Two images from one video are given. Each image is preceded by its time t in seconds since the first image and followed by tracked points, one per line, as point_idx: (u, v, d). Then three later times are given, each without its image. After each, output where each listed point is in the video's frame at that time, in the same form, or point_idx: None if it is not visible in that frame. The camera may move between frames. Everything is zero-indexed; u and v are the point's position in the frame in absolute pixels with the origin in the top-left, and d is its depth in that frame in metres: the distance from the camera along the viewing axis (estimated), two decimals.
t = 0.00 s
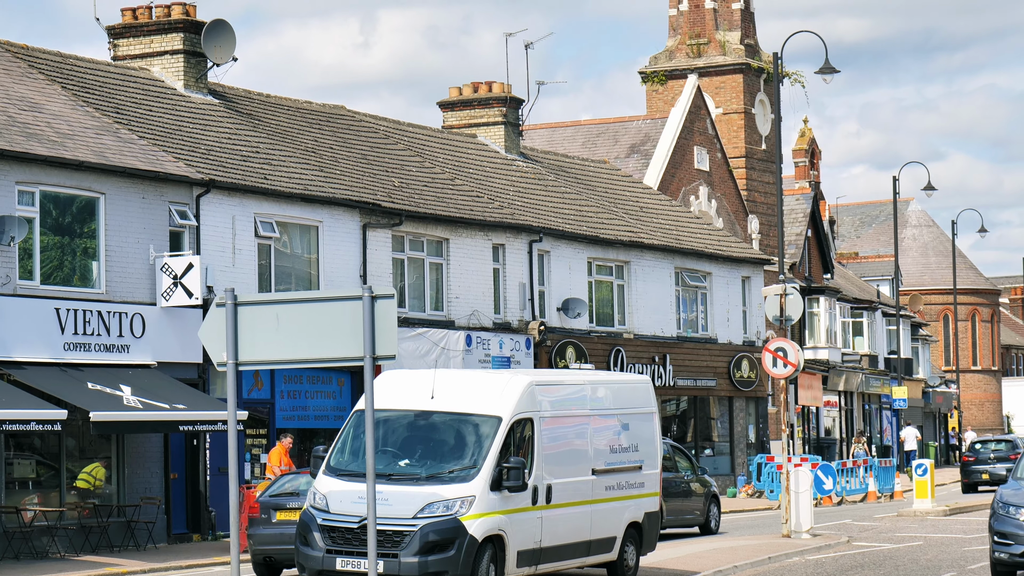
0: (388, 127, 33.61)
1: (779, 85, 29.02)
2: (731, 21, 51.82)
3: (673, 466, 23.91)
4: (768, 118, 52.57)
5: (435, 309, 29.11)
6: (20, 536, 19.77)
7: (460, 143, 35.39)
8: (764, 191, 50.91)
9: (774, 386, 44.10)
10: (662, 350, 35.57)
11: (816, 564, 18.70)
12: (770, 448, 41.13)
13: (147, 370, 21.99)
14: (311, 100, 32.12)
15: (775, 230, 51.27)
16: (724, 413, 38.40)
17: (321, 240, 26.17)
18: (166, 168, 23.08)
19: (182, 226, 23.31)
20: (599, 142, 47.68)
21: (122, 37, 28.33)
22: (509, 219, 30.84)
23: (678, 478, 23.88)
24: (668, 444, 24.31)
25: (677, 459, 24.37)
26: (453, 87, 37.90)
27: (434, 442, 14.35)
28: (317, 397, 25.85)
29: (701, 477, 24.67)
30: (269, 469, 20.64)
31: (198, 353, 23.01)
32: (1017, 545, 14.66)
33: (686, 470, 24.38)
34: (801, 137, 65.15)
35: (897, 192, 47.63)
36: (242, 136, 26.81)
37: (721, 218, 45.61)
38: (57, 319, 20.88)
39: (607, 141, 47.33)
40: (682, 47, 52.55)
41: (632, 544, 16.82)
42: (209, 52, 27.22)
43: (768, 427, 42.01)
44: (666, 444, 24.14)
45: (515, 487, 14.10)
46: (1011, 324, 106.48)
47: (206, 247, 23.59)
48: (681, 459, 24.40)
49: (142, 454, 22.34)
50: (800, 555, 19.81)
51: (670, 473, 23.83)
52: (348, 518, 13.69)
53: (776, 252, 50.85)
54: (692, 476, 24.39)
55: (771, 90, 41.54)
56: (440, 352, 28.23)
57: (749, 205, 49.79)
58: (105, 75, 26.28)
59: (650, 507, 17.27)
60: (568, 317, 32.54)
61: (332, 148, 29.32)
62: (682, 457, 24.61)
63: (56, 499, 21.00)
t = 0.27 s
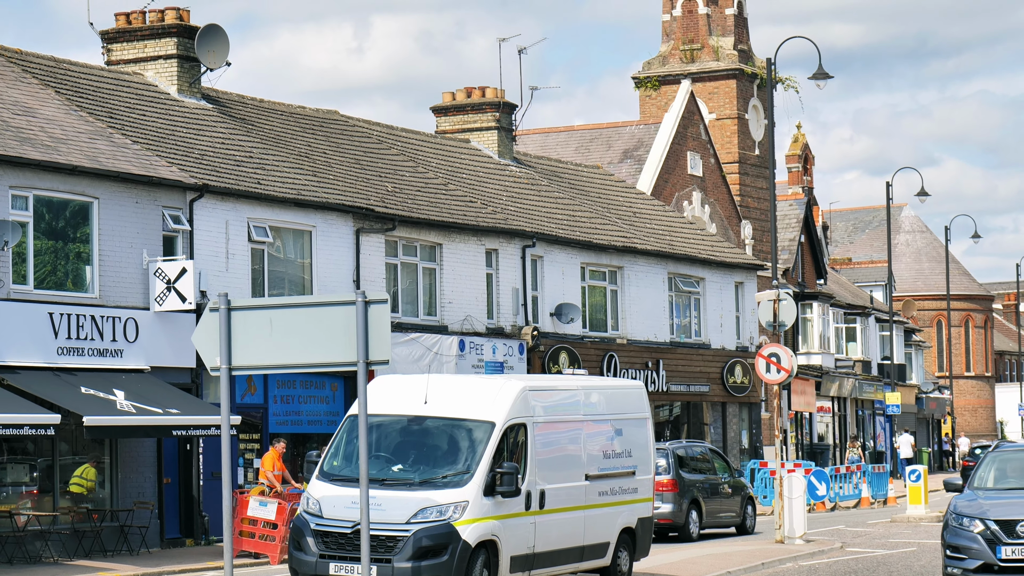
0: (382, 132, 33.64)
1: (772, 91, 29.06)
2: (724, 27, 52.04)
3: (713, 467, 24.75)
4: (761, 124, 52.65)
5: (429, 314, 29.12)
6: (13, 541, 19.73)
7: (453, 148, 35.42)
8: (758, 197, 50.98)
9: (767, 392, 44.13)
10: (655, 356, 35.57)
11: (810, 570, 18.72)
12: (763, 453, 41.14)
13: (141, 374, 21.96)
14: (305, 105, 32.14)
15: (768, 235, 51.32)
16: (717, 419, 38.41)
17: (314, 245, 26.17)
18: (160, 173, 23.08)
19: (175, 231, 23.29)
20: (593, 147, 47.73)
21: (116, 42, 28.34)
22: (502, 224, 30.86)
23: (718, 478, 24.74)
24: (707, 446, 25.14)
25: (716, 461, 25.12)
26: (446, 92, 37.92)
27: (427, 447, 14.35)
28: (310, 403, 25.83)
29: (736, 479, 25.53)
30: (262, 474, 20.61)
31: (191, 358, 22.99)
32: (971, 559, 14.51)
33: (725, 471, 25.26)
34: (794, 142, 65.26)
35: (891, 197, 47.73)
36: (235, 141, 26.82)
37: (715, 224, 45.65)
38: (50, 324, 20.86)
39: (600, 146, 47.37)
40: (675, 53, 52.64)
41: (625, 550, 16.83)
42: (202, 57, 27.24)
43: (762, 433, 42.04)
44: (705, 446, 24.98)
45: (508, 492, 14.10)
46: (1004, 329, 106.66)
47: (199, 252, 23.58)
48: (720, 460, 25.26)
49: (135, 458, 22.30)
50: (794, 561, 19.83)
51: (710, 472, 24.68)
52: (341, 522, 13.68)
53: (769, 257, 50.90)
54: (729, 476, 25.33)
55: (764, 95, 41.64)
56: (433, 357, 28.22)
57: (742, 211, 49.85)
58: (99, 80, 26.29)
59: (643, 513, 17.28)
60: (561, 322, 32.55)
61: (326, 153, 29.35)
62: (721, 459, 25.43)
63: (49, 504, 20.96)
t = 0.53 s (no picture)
0: (379, 138, 33.66)
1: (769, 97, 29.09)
2: (721, 33, 52.00)
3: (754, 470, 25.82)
4: (759, 130, 52.69)
5: (426, 320, 29.12)
6: (11, 548, 19.74)
7: (450, 154, 35.44)
8: (755, 203, 51.03)
9: (764, 398, 44.14)
10: (652, 362, 35.57)
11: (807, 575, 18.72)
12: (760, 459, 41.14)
13: (139, 381, 21.96)
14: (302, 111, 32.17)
15: (766, 241, 51.33)
16: (715, 424, 38.42)
17: (312, 251, 26.18)
18: (157, 180, 23.08)
19: (173, 237, 23.30)
20: (590, 153, 47.77)
21: (114, 49, 28.37)
22: (500, 230, 30.87)
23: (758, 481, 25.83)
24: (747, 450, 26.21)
25: (755, 464, 26.18)
26: (444, 98, 37.96)
27: (425, 453, 14.36)
28: (307, 409, 25.83)
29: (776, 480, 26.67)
30: (260, 481, 20.61)
31: (189, 364, 22.98)
32: None
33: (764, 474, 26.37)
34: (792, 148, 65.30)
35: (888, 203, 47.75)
36: (233, 147, 26.83)
37: (712, 229, 45.66)
38: (48, 331, 20.87)
39: (598, 152, 47.42)
40: (672, 58, 52.69)
41: (623, 556, 16.84)
42: (200, 63, 27.27)
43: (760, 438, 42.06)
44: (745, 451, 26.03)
45: (506, 499, 14.10)
46: (1001, 335, 106.66)
47: (196, 258, 23.58)
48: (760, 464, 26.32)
49: (132, 465, 22.29)
50: (792, 567, 19.83)
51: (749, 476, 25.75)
52: (339, 529, 13.69)
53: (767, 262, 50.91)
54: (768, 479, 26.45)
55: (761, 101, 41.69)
56: (430, 363, 28.21)
57: (740, 216, 49.88)
58: (97, 87, 26.30)
59: (641, 518, 17.28)
60: (559, 328, 32.56)
61: (323, 159, 29.36)
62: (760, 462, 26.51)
63: (47, 510, 20.96)
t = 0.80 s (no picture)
0: (379, 145, 33.67)
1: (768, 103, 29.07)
2: (721, 40, 52.02)
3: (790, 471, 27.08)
4: (759, 136, 52.72)
5: (425, 327, 29.12)
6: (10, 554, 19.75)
7: (450, 161, 35.45)
8: (754, 210, 51.06)
9: (763, 405, 44.14)
10: (652, 369, 35.56)
11: None
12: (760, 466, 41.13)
13: (138, 387, 21.95)
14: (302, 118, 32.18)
15: (766, 248, 51.31)
16: (714, 431, 38.43)
17: (311, 258, 26.17)
18: (157, 186, 23.08)
19: (172, 243, 23.31)
20: (590, 160, 47.80)
21: (114, 55, 28.39)
22: (499, 237, 30.87)
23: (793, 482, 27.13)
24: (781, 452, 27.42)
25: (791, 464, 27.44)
26: (444, 105, 37.98)
27: (424, 460, 14.35)
28: (307, 415, 25.82)
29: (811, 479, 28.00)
30: (260, 487, 20.60)
31: (189, 371, 22.97)
32: None
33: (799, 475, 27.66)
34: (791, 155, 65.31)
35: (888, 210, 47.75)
36: (232, 154, 26.84)
37: (712, 236, 45.67)
38: (48, 337, 20.87)
39: (597, 159, 47.44)
40: (672, 65, 52.72)
41: (622, 563, 16.83)
42: (200, 69, 27.28)
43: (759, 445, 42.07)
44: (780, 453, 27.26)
45: (505, 505, 14.08)
46: (1001, 342, 106.69)
47: (196, 264, 23.57)
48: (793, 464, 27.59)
49: (132, 471, 22.27)
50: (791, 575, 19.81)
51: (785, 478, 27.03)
52: (338, 535, 13.69)
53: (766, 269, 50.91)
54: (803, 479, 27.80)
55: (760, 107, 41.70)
56: (430, 370, 28.23)
57: (739, 223, 49.89)
58: (97, 93, 26.31)
59: (640, 525, 17.26)
60: (558, 335, 32.56)
61: (323, 166, 29.37)
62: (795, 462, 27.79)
63: (46, 516, 20.97)
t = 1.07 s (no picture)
0: (379, 152, 33.68)
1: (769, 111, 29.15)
2: (721, 47, 52.07)
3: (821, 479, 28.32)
4: (759, 144, 52.76)
5: (426, 334, 29.11)
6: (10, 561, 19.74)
7: (450, 168, 35.46)
8: (755, 217, 51.08)
9: (764, 413, 44.11)
10: (652, 376, 35.54)
11: None
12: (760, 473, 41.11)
13: (139, 394, 21.95)
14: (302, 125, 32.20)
15: (766, 255, 51.30)
16: (714, 439, 38.42)
17: (311, 265, 26.17)
18: (157, 193, 23.09)
19: (173, 250, 23.31)
20: (590, 167, 47.82)
21: (114, 62, 28.41)
22: (500, 244, 30.88)
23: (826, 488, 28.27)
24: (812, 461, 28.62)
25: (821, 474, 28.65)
26: (444, 112, 38.00)
27: (424, 467, 14.34)
28: (307, 422, 25.80)
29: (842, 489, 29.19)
30: (260, 495, 20.59)
31: (189, 378, 22.97)
32: None
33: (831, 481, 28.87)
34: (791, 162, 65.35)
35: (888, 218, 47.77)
36: (233, 161, 26.83)
37: (712, 244, 45.68)
38: (48, 344, 20.86)
39: (598, 166, 47.47)
40: (672, 72, 52.77)
41: (622, 571, 16.81)
42: (200, 76, 27.31)
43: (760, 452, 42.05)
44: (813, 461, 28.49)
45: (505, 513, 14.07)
46: (1002, 350, 106.73)
47: (196, 271, 23.56)
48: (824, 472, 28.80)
49: (131, 479, 22.28)
50: None
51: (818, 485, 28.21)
52: (338, 543, 13.69)
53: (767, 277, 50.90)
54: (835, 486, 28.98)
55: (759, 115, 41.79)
56: (430, 377, 28.21)
57: (739, 230, 49.90)
58: (97, 100, 26.33)
59: (641, 533, 17.23)
60: (559, 342, 32.56)
61: (323, 173, 29.38)
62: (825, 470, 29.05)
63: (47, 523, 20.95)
